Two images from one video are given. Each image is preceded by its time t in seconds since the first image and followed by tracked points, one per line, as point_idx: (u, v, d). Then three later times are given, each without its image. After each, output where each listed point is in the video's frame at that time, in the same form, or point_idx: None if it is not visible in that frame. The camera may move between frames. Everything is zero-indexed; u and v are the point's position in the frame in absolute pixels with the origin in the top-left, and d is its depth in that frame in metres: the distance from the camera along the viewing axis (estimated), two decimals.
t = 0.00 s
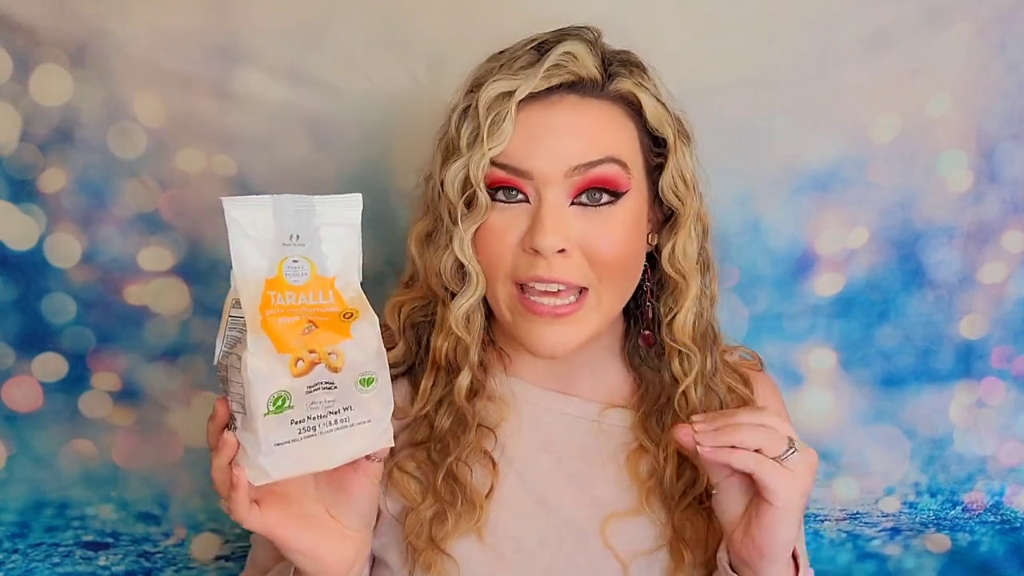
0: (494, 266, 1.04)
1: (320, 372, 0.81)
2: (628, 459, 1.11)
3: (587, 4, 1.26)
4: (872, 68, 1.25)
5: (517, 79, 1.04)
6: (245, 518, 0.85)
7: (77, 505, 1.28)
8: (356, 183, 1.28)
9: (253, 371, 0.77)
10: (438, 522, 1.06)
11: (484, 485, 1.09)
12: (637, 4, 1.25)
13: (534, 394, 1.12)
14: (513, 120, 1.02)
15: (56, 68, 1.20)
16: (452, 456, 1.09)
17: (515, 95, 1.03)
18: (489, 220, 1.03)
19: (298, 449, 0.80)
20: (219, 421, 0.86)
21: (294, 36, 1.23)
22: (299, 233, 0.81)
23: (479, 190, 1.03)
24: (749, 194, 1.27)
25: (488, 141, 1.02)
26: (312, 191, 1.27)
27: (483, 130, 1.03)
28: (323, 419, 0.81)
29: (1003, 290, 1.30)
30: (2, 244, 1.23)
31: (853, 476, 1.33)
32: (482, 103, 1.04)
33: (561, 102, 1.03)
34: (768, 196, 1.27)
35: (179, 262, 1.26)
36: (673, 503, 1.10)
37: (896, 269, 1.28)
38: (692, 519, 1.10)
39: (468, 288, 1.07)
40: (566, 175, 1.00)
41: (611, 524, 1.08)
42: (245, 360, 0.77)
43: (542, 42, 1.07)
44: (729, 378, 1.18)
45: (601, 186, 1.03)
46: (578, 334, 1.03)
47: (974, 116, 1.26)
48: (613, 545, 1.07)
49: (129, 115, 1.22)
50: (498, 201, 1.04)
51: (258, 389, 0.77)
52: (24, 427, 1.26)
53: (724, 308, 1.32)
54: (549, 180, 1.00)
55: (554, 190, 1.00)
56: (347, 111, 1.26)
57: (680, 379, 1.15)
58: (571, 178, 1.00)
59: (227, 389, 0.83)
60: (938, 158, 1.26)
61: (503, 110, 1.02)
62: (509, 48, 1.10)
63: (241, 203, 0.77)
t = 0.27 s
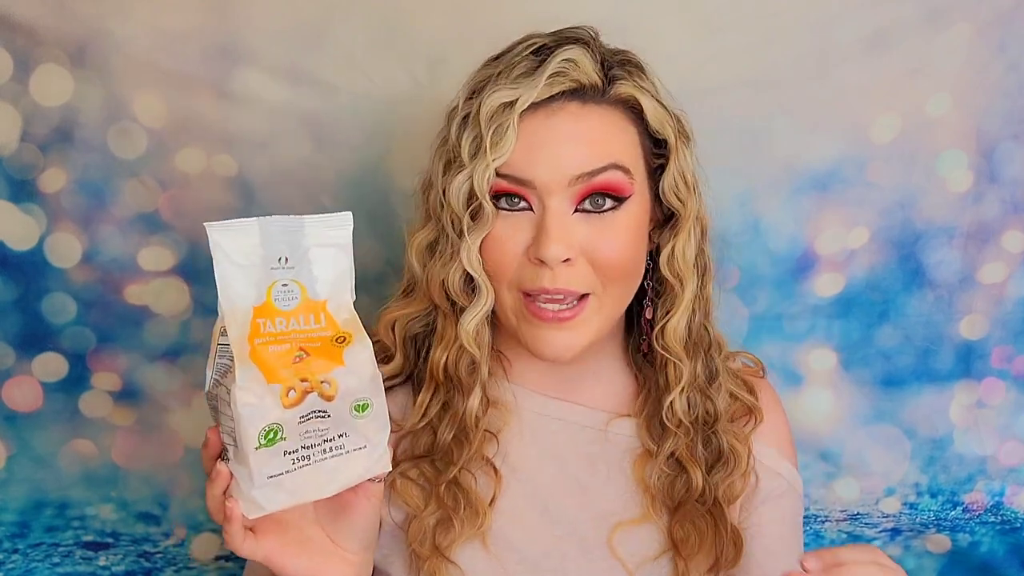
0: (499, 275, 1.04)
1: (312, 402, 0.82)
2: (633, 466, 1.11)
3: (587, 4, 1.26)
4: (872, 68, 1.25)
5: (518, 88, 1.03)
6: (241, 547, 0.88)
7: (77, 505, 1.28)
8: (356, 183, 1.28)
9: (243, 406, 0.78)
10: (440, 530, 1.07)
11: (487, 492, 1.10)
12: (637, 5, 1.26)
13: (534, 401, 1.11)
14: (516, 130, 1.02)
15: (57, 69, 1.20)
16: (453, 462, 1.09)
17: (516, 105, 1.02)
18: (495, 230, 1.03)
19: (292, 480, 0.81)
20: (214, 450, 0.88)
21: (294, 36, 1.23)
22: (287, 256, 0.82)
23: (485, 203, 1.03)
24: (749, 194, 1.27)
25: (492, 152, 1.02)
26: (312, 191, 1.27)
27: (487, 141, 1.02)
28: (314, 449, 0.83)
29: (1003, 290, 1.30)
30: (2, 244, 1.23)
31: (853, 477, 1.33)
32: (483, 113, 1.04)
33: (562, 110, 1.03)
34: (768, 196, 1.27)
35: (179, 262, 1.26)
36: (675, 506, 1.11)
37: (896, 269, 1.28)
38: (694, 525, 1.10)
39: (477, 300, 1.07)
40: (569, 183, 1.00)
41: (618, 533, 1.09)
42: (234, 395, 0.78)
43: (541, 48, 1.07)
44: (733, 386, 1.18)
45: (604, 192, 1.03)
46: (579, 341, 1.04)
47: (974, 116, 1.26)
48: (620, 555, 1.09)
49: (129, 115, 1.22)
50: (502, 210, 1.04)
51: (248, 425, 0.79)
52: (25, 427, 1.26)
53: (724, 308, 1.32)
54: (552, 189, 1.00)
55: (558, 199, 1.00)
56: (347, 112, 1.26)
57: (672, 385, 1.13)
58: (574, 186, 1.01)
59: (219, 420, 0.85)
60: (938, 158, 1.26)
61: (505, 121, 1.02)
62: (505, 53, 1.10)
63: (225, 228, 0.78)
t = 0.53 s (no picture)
0: (497, 282, 1.04)
1: (318, 414, 0.82)
2: (633, 464, 1.11)
3: (587, 4, 1.26)
4: (871, 68, 1.25)
5: (512, 95, 1.03)
6: (243, 558, 0.88)
7: (77, 505, 1.28)
8: (356, 183, 1.28)
9: (249, 419, 0.78)
10: (441, 534, 1.08)
11: (486, 495, 1.10)
12: (637, 5, 1.26)
13: (534, 404, 1.12)
14: (511, 138, 1.01)
15: (57, 69, 1.20)
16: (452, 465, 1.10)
17: (510, 113, 1.02)
18: (492, 238, 1.03)
19: (297, 492, 0.81)
20: (217, 459, 0.88)
21: (294, 36, 1.23)
22: (293, 267, 0.82)
23: (481, 212, 1.02)
24: (749, 194, 1.27)
25: (487, 161, 1.02)
26: (312, 191, 1.26)
27: (482, 150, 1.02)
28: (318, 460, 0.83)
29: (1003, 290, 1.30)
30: (2, 244, 1.23)
31: (853, 476, 1.33)
32: (477, 121, 1.03)
33: (557, 117, 1.02)
34: (768, 196, 1.27)
35: (179, 262, 1.25)
36: (674, 505, 1.11)
37: (896, 269, 1.28)
38: (696, 522, 1.10)
39: (474, 309, 1.07)
40: (564, 190, 1.00)
41: (618, 533, 1.10)
42: (240, 409, 0.78)
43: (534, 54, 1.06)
44: (731, 384, 1.17)
45: (601, 198, 1.03)
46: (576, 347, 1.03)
47: (974, 116, 1.26)
48: (621, 553, 1.10)
49: (129, 115, 1.22)
50: (498, 218, 1.03)
51: (254, 438, 0.79)
52: (24, 427, 1.26)
53: (724, 308, 1.32)
54: (548, 197, 1.00)
55: (554, 206, 1.00)
56: (347, 112, 1.26)
57: (674, 384, 1.14)
58: (570, 193, 1.01)
59: (223, 430, 0.85)
60: (938, 158, 1.26)
61: (500, 129, 1.02)
62: (497, 58, 1.09)
63: (233, 240, 0.78)
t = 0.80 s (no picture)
0: (497, 283, 1.04)
1: (317, 417, 0.82)
2: (632, 469, 1.11)
3: (587, 5, 1.26)
4: (871, 68, 1.25)
5: (511, 94, 1.03)
6: (241, 561, 0.89)
7: (77, 505, 1.28)
8: (357, 183, 1.28)
9: (248, 420, 0.78)
10: (440, 538, 1.08)
11: (486, 498, 1.10)
12: (637, 5, 1.26)
13: (535, 408, 1.12)
14: (509, 137, 1.01)
15: (57, 69, 1.20)
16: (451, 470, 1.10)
17: (509, 112, 1.02)
18: (490, 238, 1.03)
19: (296, 495, 0.81)
20: (215, 462, 0.88)
21: (294, 36, 1.23)
22: (293, 269, 0.82)
23: (479, 211, 1.02)
24: (749, 194, 1.27)
25: (485, 160, 1.02)
26: (312, 191, 1.26)
27: (480, 149, 1.02)
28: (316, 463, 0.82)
29: (1003, 290, 1.30)
30: (2, 244, 1.23)
31: (853, 476, 1.33)
32: (475, 120, 1.03)
33: (555, 116, 1.02)
34: (768, 196, 1.27)
35: (179, 262, 1.25)
36: (674, 511, 1.11)
37: (896, 269, 1.28)
38: (696, 526, 1.10)
39: (470, 309, 1.07)
40: (564, 191, 1.00)
41: (619, 538, 1.10)
42: (239, 411, 0.78)
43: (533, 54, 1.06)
44: (731, 389, 1.16)
45: (600, 198, 1.03)
46: (577, 355, 1.04)
47: (974, 116, 1.26)
48: (622, 558, 1.10)
49: (129, 115, 1.22)
50: (497, 218, 1.04)
51: (253, 440, 0.79)
52: (24, 427, 1.26)
53: (724, 307, 1.32)
54: (549, 197, 1.00)
55: (553, 206, 1.00)
56: (347, 112, 1.26)
57: (671, 388, 1.13)
58: (569, 193, 1.00)
59: (221, 433, 0.85)
60: (938, 158, 1.26)
61: (497, 128, 1.02)
62: (497, 59, 1.09)
63: (233, 241, 0.78)
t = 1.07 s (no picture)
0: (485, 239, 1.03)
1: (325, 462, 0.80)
2: (614, 408, 1.10)
3: (587, 5, 1.26)
4: (871, 68, 1.25)
5: (489, 63, 1.05)
6: None
7: (77, 505, 1.28)
8: (356, 183, 1.27)
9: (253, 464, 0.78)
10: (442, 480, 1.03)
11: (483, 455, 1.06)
12: (637, 5, 1.25)
13: (524, 362, 1.09)
14: (486, 99, 1.04)
15: (57, 69, 1.20)
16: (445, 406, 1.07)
17: (488, 79, 1.04)
18: (464, 189, 1.05)
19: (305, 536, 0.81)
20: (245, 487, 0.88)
21: (294, 36, 1.23)
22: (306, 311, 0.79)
23: (452, 162, 1.04)
24: (749, 195, 1.27)
25: (462, 120, 1.04)
26: (312, 191, 1.26)
27: (457, 111, 1.04)
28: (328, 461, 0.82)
29: (1004, 290, 1.30)
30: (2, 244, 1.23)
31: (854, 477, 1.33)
32: (455, 88, 1.05)
33: (533, 85, 1.05)
34: (767, 196, 1.27)
35: (179, 262, 1.25)
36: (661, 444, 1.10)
37: (896, 269, 1.28)
38: (683, 460, 1.10)
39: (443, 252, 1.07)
40: (547, 147, 1.02)
41: (610, 468, 1.07)
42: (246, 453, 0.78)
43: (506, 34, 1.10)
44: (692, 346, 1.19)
45: (580, 158, 1.05)
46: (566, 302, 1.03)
47: (975, 116, 1.25)
48: (612, 486, 1.07)
49: (128, 115, 1.22)
50: (484, 182, 1.04)
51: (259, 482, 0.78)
52: (24, 428, 1.26)
53: (725, 308, 1.30)
54: (530, 154, 1.02)
55: (538, 163, 1.02)
56: (346, 112, 1.25)
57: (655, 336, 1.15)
58: (553, 150, 1.02)
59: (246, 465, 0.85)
60: (938, 158, 1.26)
61: (477, 92, 1.04)
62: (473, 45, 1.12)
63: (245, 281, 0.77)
